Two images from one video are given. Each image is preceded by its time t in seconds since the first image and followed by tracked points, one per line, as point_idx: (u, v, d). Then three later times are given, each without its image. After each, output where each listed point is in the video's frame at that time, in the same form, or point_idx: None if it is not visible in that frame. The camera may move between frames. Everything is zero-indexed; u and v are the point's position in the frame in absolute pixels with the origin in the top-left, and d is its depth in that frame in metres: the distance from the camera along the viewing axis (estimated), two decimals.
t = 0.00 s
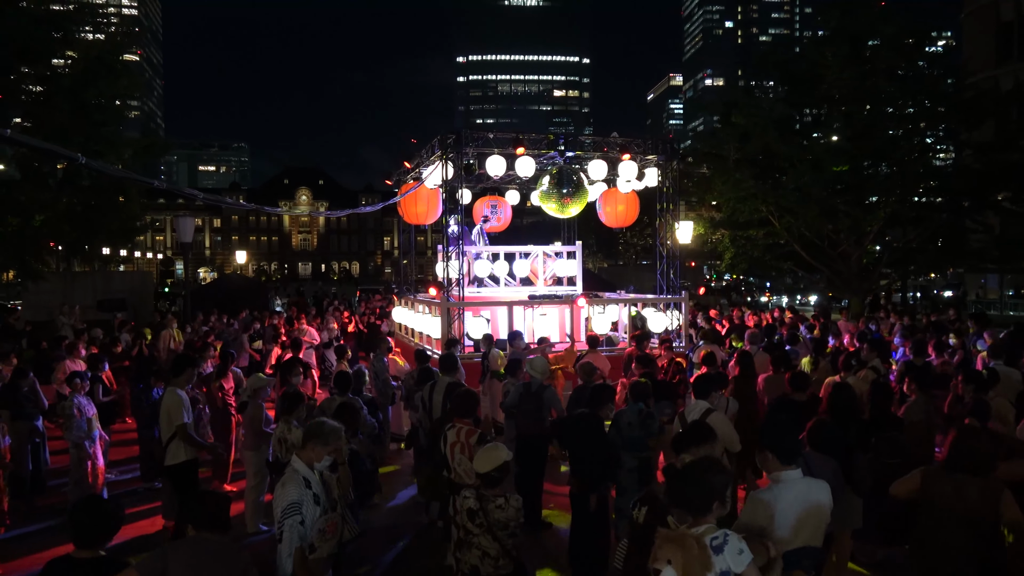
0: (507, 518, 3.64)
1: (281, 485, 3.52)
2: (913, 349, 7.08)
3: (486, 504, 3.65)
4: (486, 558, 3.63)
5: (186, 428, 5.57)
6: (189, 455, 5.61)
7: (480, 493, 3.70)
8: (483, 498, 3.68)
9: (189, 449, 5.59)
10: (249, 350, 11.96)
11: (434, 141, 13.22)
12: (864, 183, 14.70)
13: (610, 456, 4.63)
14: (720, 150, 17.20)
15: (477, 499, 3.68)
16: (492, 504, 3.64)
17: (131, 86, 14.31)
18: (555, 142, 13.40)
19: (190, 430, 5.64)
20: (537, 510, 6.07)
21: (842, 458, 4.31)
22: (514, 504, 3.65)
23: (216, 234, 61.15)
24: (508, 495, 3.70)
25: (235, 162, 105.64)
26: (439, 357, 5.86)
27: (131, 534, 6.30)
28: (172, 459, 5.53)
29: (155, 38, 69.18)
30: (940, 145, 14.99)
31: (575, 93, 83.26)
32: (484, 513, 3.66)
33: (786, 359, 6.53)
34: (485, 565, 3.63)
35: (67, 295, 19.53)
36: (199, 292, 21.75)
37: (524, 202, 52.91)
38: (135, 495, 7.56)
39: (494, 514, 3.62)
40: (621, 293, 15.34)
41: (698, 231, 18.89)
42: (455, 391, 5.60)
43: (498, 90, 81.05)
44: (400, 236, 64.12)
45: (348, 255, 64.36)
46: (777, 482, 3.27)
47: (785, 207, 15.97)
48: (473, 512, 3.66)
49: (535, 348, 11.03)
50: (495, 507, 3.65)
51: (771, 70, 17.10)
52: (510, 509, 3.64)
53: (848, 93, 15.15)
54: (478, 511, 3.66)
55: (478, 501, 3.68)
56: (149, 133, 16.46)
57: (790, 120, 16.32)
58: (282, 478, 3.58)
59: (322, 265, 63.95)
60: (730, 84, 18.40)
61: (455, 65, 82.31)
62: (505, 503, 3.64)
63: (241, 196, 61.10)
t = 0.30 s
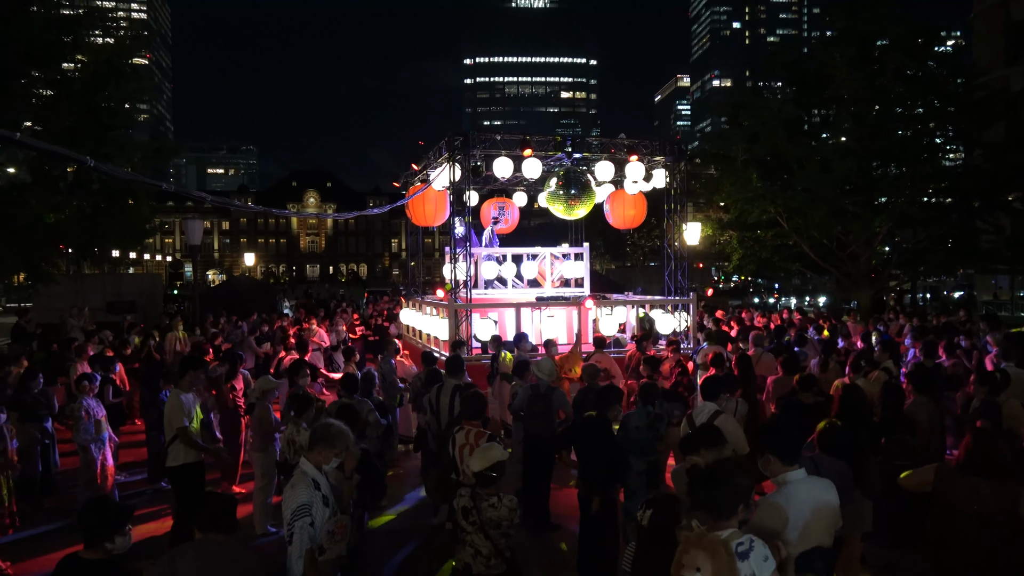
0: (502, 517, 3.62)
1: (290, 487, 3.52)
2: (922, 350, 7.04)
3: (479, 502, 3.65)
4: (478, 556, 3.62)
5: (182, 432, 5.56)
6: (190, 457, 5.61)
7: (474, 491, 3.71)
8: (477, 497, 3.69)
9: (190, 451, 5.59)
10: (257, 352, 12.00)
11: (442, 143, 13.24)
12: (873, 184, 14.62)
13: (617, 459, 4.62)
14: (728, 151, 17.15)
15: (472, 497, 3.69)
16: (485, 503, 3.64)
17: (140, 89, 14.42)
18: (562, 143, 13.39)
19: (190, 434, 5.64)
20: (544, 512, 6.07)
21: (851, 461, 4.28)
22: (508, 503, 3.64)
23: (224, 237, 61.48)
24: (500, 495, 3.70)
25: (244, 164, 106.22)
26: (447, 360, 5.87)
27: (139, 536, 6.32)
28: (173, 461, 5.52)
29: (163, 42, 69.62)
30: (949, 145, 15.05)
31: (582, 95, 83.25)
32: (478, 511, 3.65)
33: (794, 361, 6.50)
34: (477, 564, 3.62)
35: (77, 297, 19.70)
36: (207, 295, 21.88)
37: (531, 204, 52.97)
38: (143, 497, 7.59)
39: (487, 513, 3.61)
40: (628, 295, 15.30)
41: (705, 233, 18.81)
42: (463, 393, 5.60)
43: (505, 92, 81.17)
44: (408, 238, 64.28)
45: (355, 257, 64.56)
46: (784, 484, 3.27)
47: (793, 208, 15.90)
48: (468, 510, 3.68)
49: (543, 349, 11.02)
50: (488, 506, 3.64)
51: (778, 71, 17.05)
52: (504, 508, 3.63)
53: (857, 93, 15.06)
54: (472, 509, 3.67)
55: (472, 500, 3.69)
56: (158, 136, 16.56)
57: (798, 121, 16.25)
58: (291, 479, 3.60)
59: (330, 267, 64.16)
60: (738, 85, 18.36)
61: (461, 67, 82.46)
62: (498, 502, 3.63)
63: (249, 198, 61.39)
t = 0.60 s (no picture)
0: (500, 516, 3.62)
1: (298, 487, 3.54)
2: (933, 353, 6.99)
3: (477, 501, 3.67)
4: (477, 555, 3.63)
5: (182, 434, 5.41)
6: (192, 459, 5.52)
7: (472, 491, 3.73)
8: (475, 496, 3.70)
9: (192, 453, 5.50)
10: (265, 352, 12.05)
11: (449, 144, 13.26)
12: (881, 185, 14.55)
13: (622, 460, 4.61)
14: (736, 151, 17.10)
15: (470, 496, 3.72)
16: (483, 502, 3.64)
17: (150, 90, 14.51)
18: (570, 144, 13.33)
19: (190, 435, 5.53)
20: (550, 513, 6.06)
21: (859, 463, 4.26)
22: (505, 503, 3.64)
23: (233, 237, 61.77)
24: (499, 494, 3.69)
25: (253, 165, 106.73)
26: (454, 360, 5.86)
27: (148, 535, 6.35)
28: (173, 462, 5.41)
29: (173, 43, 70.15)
30: (959, 146, 14.89)
31: (590, 96, 83.10)
32: (475, 510, 3.67)
33: (803, 363, 6.47)
34: (477, 563, 3.64)
35: (87, 296, 19.85)
36: (216, 295, 21.98)
37: (539, 204, 52.96)
38: (152, 496, 7.63)
39: (485, 512, 3.61)
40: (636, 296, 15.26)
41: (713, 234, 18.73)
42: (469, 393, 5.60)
43: (512, 93, 81.20)
44: (415, 239, 64.36)
45: (363, 258, 64.71)
46: (787, 486, 3.27)
47: (801, 209, 15.84)
48: (466, 509, 3.70)
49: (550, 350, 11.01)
50: (485, 505, 3.65)
51: (787, 72, 16.98)
52: (501, 508, 3.62)
53: (867, 94, 14.98)
54: (470, 509, 3.69)
55: (470, 499, 3.71)
56: (167, 136, 16.66)
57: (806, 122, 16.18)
58: (299, 480, 3.63)
59: (337, 268, 64.33)
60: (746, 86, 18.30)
61: (469, 67, 82.52)
62: (495, 502, 3.63)
63: (257, 199, 61.66)
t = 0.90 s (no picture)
0: (507, 513, 3.63)
1: (303, 487, 3.57)
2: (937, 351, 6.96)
3: (483, 501, 3.67)
4: (484, 555, 3.62)
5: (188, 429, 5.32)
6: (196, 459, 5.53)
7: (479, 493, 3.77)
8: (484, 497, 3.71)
9: (195, 453, 5.50)
10: (271, 351, 12.11)
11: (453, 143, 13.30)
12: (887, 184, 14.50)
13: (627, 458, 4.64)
14: (742, 150, 17.06)
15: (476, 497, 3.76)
16: (485, 501, 3.66)
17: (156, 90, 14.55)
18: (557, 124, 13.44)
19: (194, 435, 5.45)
20: (554, 511, 6.07)
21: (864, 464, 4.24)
22: (512, 502, 3.64)
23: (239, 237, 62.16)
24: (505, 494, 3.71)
25: (258, 165, 107.22)
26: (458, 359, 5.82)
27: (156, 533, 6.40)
28: (178, 462, 5.42)
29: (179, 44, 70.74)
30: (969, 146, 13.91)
31: (595, 96, 82.77)
32: (482, 510, 3.67)
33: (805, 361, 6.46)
34: (483, 562, 3.62)
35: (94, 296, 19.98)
36: (222, 295, 22.15)
37: (543, 204, 52.99)
38: (159, 493, 7.69)
39: (490, 511, 3.62)
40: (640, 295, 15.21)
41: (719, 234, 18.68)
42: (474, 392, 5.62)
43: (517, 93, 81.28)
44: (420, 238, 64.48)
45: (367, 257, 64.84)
46: (788, 487, 3.30)
47: (806, 208, 15.82)
48: (473, 509, 3.71)
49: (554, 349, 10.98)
50: (493, 504, 3.65)
51: (792, 71, 16.92)
52: (507, 507, 3.63)
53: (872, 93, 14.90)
54: (479, 509, 3.70)
55: (477, 498, 3.74)
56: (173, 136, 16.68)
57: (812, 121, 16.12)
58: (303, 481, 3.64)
59: (343, 268, 64.53)
60: (751, 85, 18.28)
61: (473, 66, 82.49)
62: (503, 501, 3.63)
63: (263, 198, 61.91)
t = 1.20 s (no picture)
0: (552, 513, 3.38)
1: (360, 487, 3.14)
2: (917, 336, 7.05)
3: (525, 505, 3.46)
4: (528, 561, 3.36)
5: (148, 424, 4.58)
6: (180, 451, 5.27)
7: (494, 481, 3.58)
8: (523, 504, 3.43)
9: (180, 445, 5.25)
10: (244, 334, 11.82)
11: (433, 122, 13.03)
12: (864, 169, 14.62)
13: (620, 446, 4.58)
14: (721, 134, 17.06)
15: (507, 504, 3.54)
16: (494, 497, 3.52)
17: (122, 65, 13.97)
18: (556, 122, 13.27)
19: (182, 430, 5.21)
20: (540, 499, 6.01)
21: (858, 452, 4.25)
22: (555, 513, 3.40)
23: (207, 217, 60.85)
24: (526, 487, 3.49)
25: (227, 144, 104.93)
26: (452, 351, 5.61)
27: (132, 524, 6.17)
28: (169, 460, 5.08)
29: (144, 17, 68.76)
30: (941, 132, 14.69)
31: (570, 78, 82.32)
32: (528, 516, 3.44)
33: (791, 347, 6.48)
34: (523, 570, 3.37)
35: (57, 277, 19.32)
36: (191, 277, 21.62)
37: (517, 187, 52.74)
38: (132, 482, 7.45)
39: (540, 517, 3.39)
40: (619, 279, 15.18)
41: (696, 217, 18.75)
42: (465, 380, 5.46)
43: (491, 74, 80.54)
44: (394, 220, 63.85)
45: (339, 238, 63.99)
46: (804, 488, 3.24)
47: (784, 192, 15.89)
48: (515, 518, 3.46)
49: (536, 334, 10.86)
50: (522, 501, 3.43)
51: (771, 54, 16.92)
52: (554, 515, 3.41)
53: (850, 78, 14.98)
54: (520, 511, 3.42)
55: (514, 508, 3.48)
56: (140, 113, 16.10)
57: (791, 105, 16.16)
58: (358, 479, 3.21)
59: (315, 249, 63.62)
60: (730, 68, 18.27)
61: (448, 47, 81.44)
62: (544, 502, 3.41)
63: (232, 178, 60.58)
